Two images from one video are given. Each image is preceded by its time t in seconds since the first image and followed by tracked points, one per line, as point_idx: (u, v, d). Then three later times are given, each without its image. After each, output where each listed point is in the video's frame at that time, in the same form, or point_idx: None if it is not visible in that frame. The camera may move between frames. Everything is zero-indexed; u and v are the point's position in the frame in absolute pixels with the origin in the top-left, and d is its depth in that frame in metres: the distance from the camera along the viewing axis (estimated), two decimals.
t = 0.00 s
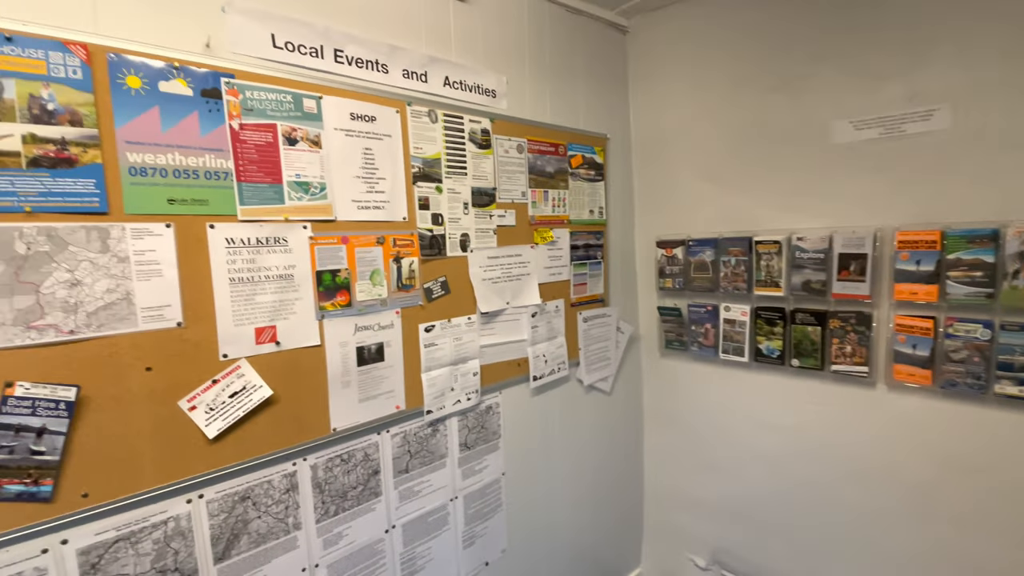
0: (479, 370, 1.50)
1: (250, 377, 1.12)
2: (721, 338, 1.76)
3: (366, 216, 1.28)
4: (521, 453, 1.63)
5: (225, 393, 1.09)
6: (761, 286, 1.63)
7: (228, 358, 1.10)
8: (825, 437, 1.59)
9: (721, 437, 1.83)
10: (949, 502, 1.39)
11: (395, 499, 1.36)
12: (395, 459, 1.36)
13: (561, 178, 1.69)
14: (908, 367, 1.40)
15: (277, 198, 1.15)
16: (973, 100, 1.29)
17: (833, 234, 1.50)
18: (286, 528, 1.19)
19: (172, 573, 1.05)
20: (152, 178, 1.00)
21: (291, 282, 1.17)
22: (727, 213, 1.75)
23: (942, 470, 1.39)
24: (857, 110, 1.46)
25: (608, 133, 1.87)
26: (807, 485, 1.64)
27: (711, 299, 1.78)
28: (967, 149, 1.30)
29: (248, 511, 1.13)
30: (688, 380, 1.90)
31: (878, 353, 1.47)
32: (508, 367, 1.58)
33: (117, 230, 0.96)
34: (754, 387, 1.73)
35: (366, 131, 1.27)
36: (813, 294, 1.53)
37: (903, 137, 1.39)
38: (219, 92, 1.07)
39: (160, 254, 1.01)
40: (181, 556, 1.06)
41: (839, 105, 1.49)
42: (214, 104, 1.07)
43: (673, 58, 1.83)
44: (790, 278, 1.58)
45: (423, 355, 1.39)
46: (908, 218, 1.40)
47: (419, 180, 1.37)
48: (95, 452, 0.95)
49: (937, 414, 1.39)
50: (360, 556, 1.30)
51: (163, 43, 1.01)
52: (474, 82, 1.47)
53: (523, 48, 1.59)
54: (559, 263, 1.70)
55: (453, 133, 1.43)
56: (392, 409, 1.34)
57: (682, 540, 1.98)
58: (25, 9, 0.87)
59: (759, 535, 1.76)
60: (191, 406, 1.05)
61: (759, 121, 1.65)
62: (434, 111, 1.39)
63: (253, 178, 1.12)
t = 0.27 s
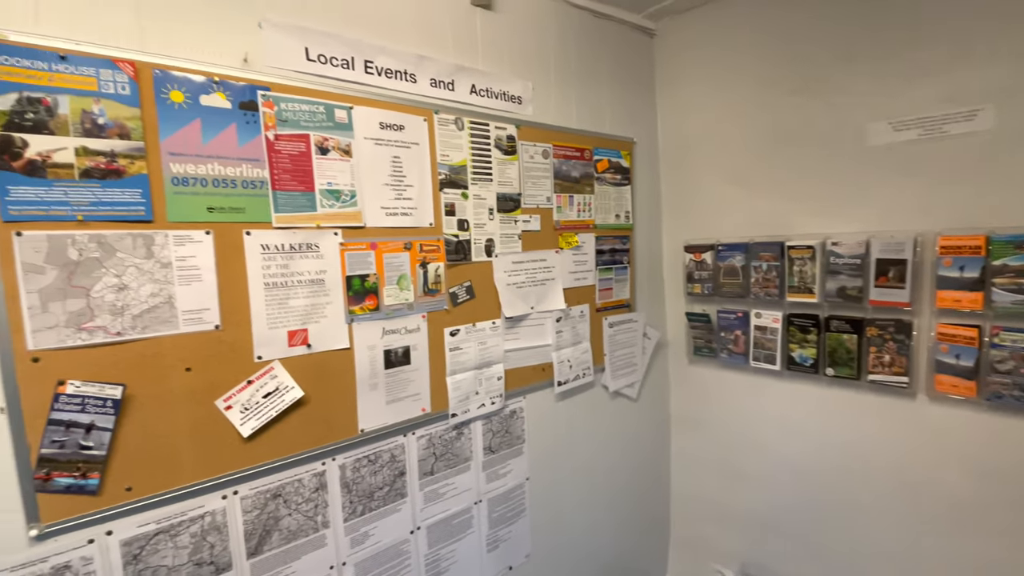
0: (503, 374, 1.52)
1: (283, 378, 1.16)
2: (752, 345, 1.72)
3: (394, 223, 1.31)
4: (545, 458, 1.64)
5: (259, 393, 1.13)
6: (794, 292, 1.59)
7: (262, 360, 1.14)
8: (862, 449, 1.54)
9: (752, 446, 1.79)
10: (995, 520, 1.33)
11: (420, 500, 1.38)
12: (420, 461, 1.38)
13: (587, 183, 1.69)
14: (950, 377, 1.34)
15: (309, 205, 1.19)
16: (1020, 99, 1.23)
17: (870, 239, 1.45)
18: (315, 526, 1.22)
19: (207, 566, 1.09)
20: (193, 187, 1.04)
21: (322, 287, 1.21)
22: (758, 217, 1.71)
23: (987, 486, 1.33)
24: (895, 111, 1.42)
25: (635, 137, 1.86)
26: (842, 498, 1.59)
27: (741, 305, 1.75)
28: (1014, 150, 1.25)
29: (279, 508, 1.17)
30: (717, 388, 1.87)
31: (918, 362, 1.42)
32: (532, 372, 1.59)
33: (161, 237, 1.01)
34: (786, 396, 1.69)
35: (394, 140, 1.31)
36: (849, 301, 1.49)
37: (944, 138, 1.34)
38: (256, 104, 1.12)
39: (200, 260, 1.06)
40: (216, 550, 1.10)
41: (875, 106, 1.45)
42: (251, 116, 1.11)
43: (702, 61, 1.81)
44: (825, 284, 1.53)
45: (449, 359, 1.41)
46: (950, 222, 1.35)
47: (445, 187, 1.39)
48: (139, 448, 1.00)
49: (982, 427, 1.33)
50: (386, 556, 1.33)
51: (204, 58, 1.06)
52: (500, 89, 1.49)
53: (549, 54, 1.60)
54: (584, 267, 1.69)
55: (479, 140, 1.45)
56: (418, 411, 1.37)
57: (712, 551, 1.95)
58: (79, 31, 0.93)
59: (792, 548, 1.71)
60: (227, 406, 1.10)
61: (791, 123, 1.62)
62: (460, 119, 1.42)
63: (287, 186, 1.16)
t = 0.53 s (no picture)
0: (528, 376, 1.53)
1: (315, 377, 1.19)
2: (783, 350, 1.68)
3: (421, 226, 1.33)
4: (570, 461, 1.64)
5: (292, 392, 1.17)
6: (828, 296, 1.55)
7: (295, 359, 1.18)
8: (899, 459, 1.48)
9: (783, 453, 1.75)
10: None
11: (445, 501, 1.41)
12: (446, 461, 1.40)
13: (612, 185, 1.69)
14: (994, 386, 1.29)
15: (340, 210, 1.22)
16: None
17: (909, 241, 1.41)
18: (344, 523, 1.25)
19: (242, 559, 1.13)
20: (232, 193, 1.09)
21: (352, 289, 1.24)
22: (790, 219, 1.68)
23: None
24: (934, 109, 1.37)
25: (662, 139, 1.84)
26: (878, 508, 1.54)
27: (772, 309, 1.71)
28: None
29: (310, 504, 1.21)
30: (747, 393, 1.84)
31: (960, 370, 1.37)
32: (557, 375, 1.59)
33: (201, 241, 1.06)
34: (819, 402, 1.65)
35: (423, 145, 1.33)
36: (886, 305, 1.44)
37: (987, 136, 1.29)
38: (291, 112, 1.16)
39: (238, 263, 1.10)
40: (250, 543, 1.14)
41: (913, 103, 1.41)
42: (286, 124, 1.15)
43: (731, 62, 1.79)
44: (860, 287, 1.49)
45: (474, 361, 1.43)
46: (994, 224, 1.30)
47: (471, 191, 1.41)
48: (180, 442, 1.05)
49: None
50: (412, 554, 1.35)
51: (243, 70, 1.11)
52: (526, 93, 1.50)
53: (575, 58, 1.61)
54: (609, 270, 1.69)
55: (506, 145, 1.47)
56: (444, 412, 1.39)
57: (742, 560, 1.91)
58: (128, 46, 0.99)
59: (826, 559, 1.67)
60: (262, 404, 1.14)
61: (824, 123, 1.58)
62: (487, 123, 1.44)
63: (319, 192, 1.19)
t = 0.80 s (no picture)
0: (549, 379, 1.54)
1: (341, 377, 1.22)
2: (811, 355, 1.65)
3: (444, 230, 1.35)
4: (591, 465, 1.64)
5: (318, 391, 1.20)
6: (858, 300, 1.51)
7: (322, 360, 1.21)
8: (933, 468, 1.44)
9: (810, 461, 1.72)
10: None
11: (466, 502, 1.42)
12: (467, 462, 1.42)
13: (634, 188, 1.68)
14: None
15: (366, 214, 1.25)
16: None
17: (943, 244, 1.37)
18: (368, 521, 1.28)
19: (270, 554, 1.16)
20: (263, 198, 1.13)
21: (377, 291, 1.27)
22: (817, 222, 1.64)
23: None
24: (969, 108, 1.33)
25: (685, 141, 1.83)
26: (911, 519, 1.49)
27: (800, 313, 1.68)
28: None
29: (335, 502, 1.24)
30: (774, 399, 1.80)
31: (998, 377, 1.32)
32: (578, 378, 1.59)
33: (233, 245, 1.10)
34: (848, 408, 1.61)
35: (446, 150, 1.36)
36: (920, 309, 1.40)
37: None
38: (319, 120, 1.19)
39: (268, 266, 1.14)
40: (278, 538, 1.17)
41: (946, 102, 1.37)
42: (315, 131, 1.19)
43: (756, 62, 1.77)
44: (892, 291, 1.45)
45: (495, 364, 1.44)
46: None
47: (493, 194, 1.43)
48: (212, 439, 1.09)
49: None
50: (434, 554, 1.37)
51: (273, 79, 1.15)
52: (548, 97, 1.52)
53: (597, 61, 1.61)
54: (631, 273, 1.69)
55: (528, 148, 1.48)
56: (465, 413, 1.40)
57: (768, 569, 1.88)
58: (166, 59, 1.03)
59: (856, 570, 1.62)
60: (290, 402, 1.17)
61: (853, 123, 1.55)
62: (509, 128, 1.45)
63: (345, 197, 1.23)
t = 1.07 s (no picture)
0: (568, 382, 1.54)
1: (363, 378, 1.25)
2: (838, 360, 1.61)
3: (465, 232, 1.37)
4: (611, 468, 1.64)
5: (342, 391, 1.23)
6: (888, 303, 1.48)
7: (346, 360, 1.23)
8: (967, 477, 1.39)
9: (837, 468, 1.68)
10: None
11: (486, 503, 1.43)
12: (487, 463, 1.43)
13: (655, 190, 1.67)
14: None
15: (388, 218, 1.28)
16: None
17: (977, 246, 1.32)
18: (389, 520, 1.30)
19: (294, 550, 1.19)
20: (290, 203, 1.16)
21: (399, 293, 1.29)
22: (844, 223, 1.61)
23: None
24: (1003, 105, 1.29)
25: (707, 142, 1.81)
26: (943, 529, 1.44)
27: (826, 317, 1.64)
28: None
29: (357, 500, 1.26)
30: (799, 404, 1.77)
31: None
32: (597, 381, 1.59)
33: (261, 248, 1.14)
34: (876, 415, 1.57)
35: (466, 154, 1.37)
36: (952, 313, 1.36)
37: None
38: (343, 125, 1.22)
39: (294, 268, 1.17)
40: (302, 534, 1.20)
41: (980, 100, 1.33)
42: (339, 137, 1.22)
43: (781, 61, 1.74)
44: (923, 295, 1.41)
45: (515, 365, 1.45)
46: None
47: (513, 197, 1.44)
48: (240, 436, 1.13)
49: None
50: (454, 554, 1.39)
51: (300, 86, 1.18)
52: (568, 99, 1.52)
53: (617, 63, 1.61)
54: (652, 275, 1.68)
55: (548, 151, 1.49)
56: (485, 415, 1.42)
57: None
58: (199, 69, 1.07)
59: None
60: (315, 402, 1.20)
61: (881, 122, 1.52)
62: (529, 131, 1.46)
63: (369, 200, 1.25)
